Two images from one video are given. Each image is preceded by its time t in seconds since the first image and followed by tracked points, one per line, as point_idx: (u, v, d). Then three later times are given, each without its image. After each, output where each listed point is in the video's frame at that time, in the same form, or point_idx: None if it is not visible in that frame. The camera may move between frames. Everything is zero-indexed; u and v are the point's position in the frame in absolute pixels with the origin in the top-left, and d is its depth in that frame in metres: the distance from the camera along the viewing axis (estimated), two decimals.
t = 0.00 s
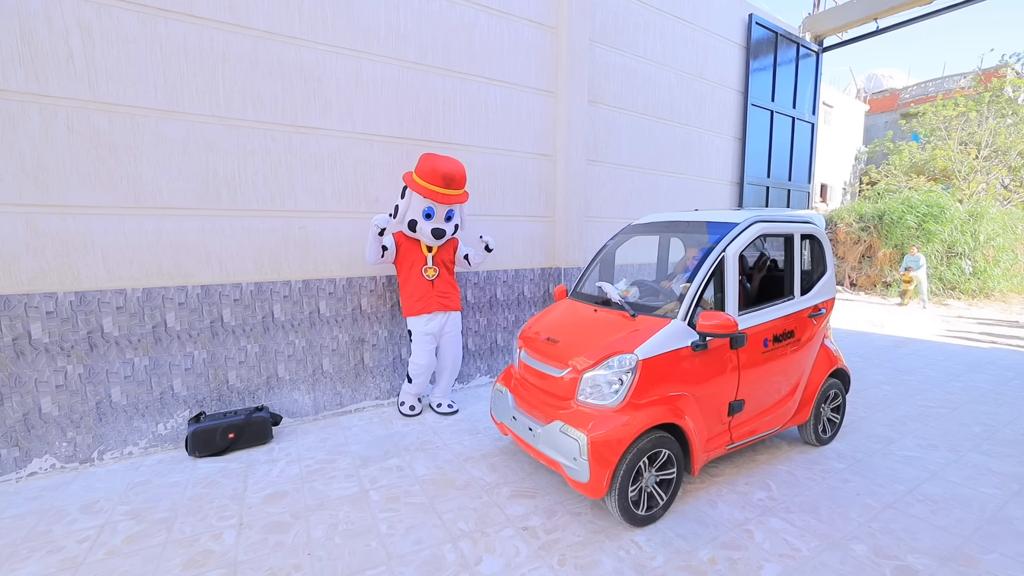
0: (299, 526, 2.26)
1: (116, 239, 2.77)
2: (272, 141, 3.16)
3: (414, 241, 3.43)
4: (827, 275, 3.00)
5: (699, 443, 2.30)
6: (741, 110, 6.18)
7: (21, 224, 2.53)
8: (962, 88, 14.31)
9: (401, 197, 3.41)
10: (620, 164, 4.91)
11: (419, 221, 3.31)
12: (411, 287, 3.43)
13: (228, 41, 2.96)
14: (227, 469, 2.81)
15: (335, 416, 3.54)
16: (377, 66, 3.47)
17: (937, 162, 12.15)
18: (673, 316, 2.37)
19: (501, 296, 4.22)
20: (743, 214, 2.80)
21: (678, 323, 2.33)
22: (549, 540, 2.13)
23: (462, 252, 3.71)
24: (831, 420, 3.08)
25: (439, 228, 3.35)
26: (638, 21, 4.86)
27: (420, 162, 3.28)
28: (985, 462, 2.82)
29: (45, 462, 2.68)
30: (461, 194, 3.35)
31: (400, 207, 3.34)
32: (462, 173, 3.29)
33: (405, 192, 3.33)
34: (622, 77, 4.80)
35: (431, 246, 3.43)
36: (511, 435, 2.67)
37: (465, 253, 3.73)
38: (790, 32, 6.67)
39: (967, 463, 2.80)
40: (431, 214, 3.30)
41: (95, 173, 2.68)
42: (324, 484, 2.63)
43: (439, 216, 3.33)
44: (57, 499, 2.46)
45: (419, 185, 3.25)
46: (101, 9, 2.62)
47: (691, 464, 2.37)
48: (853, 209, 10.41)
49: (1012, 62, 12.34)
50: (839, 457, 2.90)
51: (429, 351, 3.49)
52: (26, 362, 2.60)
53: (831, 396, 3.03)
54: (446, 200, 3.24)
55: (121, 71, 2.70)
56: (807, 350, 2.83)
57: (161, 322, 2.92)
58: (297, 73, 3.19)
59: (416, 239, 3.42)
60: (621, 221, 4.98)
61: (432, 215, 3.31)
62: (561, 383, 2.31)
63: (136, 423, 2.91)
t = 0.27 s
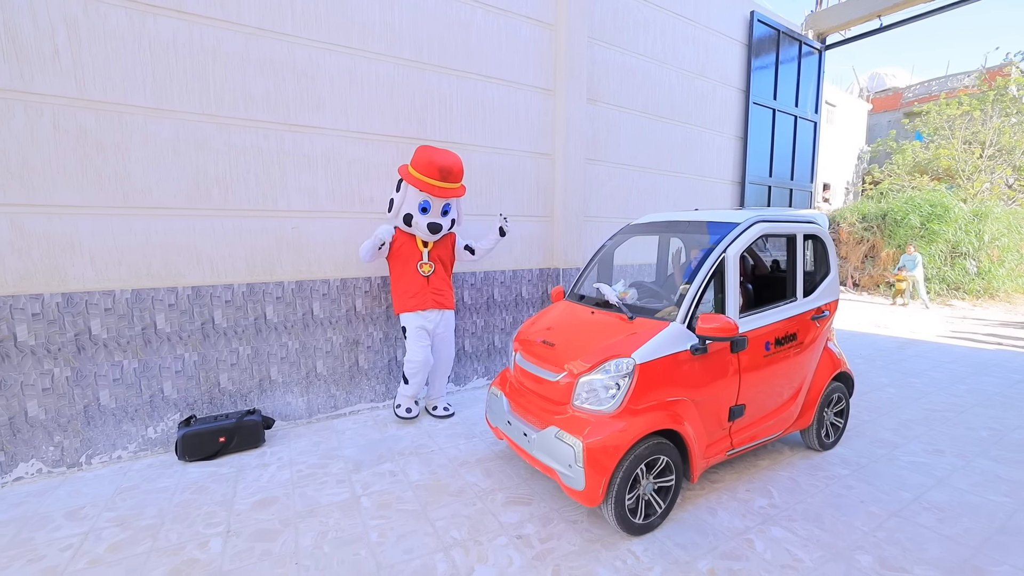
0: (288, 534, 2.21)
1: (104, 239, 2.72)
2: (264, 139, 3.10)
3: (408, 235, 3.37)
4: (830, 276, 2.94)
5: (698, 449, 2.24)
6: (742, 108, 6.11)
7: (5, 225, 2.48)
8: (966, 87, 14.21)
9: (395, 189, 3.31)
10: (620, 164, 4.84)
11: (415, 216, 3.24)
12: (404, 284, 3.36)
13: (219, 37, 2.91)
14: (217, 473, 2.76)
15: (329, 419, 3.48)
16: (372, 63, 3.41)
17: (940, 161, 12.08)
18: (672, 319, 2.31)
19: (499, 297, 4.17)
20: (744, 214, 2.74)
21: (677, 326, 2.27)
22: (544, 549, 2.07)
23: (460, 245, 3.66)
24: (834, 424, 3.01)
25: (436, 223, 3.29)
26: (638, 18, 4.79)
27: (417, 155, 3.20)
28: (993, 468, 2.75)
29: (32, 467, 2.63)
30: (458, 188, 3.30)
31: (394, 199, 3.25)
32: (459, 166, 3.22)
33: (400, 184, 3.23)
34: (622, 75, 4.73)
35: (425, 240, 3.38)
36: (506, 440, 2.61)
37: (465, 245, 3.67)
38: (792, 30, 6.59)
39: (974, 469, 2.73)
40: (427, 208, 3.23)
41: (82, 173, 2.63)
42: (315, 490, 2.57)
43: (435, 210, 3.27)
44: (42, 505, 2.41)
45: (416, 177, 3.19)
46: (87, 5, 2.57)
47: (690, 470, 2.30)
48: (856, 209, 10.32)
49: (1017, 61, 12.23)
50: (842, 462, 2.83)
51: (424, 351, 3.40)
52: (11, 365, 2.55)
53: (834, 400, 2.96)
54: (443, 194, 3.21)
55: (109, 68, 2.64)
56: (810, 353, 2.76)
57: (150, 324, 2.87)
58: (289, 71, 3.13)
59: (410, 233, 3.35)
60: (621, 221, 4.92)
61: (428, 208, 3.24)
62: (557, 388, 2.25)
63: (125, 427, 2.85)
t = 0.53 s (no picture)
0: (282, 539, 2.17)
1: (101, 239, 2.70)
2: (263, 139, 3.08)
3: (404, 239, 3.33)
4: (839, 277, 2.86)
5: (702, 455, 2.18)
6: (749, 107, 6.02)
7: (2, 225, 2.47)
8: (978, 84, 13.99)
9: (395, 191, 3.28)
10: (624, 163, 4.78)
11: (413, 220, 3.21)
12: (393, 289, 3.29)
13: (217, 36, 2.88)
14: (214, 476, 2.73)
15: (329, 420, 3.45)
16: (372, 61, 3.38)
17: (951, 160, 11.90)
18: (676, 321, 2.25)
19: (501, 298, 4.12)
20: (750, 214, 2.67)
21: (680, 328, 2.21)
22: (543, 557, 2.02)
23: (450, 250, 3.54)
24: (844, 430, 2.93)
25: (433, 229, 3.24)
26: (642, 16, 4.73)
27: (420, 158, 3.16)
28: (1009, 476, 2.66)
29: (29, 468, 2.62)
30: (458, 195, 3.25)
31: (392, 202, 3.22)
32: (461, 173, 3.18)
33: (401, 187, 3.20)
34: (626, 73, 4.67)
35: (420, 246, 3.32)
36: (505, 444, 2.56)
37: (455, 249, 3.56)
38: (800, 27, 6.49)
39: (990, 477, 2.65)
40: (425, 213, 3.20)
41: (79, 173, 2.61)
42: (311, 493, 2.54)
43: (433, 216, 3.23)
44: (37, 508, 2.39)
45: (415, 181, 3.14)
46: (84, 4, 2.55)
47: (693, 476, 2.24)
48: (866, 208, 10.17)
49: None
50: (852, 469, 2.75)
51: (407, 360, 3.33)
52: (8, 365, 2.53)
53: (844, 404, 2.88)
54: (443, 200, 3.15)
55: (106, 67, 2.63)
56: (818, 356, 2.69)
57: (148, 324, 2.85)
58: (289, 70, 3.10)
59: (405, 237, 3.32)
60: (625, 221, 4.86)
61: (426, 214, 3.21)
62: (557, 392, 2.20)
63: (123, 428, 2.83)
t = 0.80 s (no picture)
0: (283, 540, 2.15)
1: (106, 239, 2.71)
2: (267, 138, 3.07)
3: (406, 237, 3.29)
4: (853, 277, 2.79)
5: (709, 460, 2.12)
6: (760, 104, 5.92)
7: (10, 224, 2.49)
8: (998, 80, 13.67)
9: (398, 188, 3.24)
10: (632, 161, 4.72)
11: (416, 219, 3.17)
12: (396, 287, 3.26)
13: (221, 35, 2.88)
14: (217, 475, 2.73)
15: (333, 420, 3.44)
16: (376, 60, 3.36)
17: (969, 158, 11.64)
18: (682, 322, 2.20)
19: (506, 298, 4.08)
20: (760, 212, 2.60)
21: (686, 330, 2.15)
22: (545, 563, 1.98)
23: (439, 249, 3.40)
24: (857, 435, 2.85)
25: (436, 229, 3.21)
26: (651, 12, 4.67)
27: (425, 157, 3.11)
28: None
29: (35, 466, 2.64)
30: (463, 195, 3.20)
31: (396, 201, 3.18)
32: (466, 174, 3.13)
33: (404, 186, 3.15)
34: (634, 70, 4.61)
35: (424, 245, 3.29)
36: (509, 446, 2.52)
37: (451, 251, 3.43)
38: (813, 23, 6.37)
39: (1011, 485, 2.56)
40: (429, 213, 3.16)
41: (84, 172, 2.62)
42: (313, 494, 2.52)
43: (437, 216, 3.19)
44: (42, 505, 2.40)
45: (421, 180, 3.09)
46: (90, 4, 2.56)
47: (700, 482, 2.19)
48: (881, 208, 9.97)
49: None
50: (866, 475, 2.68)
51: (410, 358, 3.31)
52: (15, 364, 2.55)
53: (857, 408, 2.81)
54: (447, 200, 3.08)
55: (111, 67, 2.63)
56: (830, 359, 2.61)
57: (153, 323, 2.85)
58: (294, 69, 3.10)
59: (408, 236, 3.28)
60: (633, 220, 4.80)
61: (431, 214, 3.17)
62: (560, 394, 2.16)
63: (128, 426, 2.84)
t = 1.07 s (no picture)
0: (285, 539, 2.15)
1: (114, 239, 2.74)
2: (273, 138, 3.09)
3: (415, 239, 3.29)
4: (864, 278, 2.73)
5: (715, 463, 2.09)
6: (770, 102, 5.84)
7: (21, 224, 2.52)
8: (1017, 77, 13.38)
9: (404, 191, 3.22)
10: (639, 161, 4.68)
11: (428, 220, 3.19)
12: (415, 289, 3.26)
13: (228, 36, 2.90)
14: (223, 474, 2.74)
15: (338, 420, 3.45)
16: (382, 60, 3.37)
17: (987, 157, 11.40)
18: (688, 323, 2.16)
19: (512, 298, 4.06)
20: (769, 211, 2.55)
21: (692, 331, 2.12)
22: (547, 566, 1.96)
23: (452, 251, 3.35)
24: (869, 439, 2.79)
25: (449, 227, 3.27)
26: (659, 10, 4.63)
27: (430, 157, 3.11)
28: None
29: (45, 463, 2.67)
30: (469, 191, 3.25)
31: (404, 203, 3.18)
32: (472, 170, 3.18)
33: (412, 188, 3.15)
34: (641, 69, 4.57)
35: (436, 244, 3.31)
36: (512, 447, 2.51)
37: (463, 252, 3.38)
38: (825, 20, 6.28)
39: None
40: (440, 212, 3.19)
41: (93, 173, 2.65)
42: (317, 494, 2.52)
43: (448, 213, 3.24)
44: (51, 502, 2.43)
45: (428, 180, 3.08)
46: (99, 7, 2.59)
47: (706, 485, 2.15)
48: (894, 208, 9.80)
49: None
50: (877, 480, 2.62)
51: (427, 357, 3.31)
52: (26, 362, 2.59)
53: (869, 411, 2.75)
54: (458, 197, 3.13)
55: (120, 68, 2.66)
56: (840, 361, 2.56)
57: (160, 323, 2.88)
58: (300, 70, 3.11)
59: (419, 238, 3.29)
60: (640, 220, 4.75)
61: (442, 212, 3.21)
62: (564, 395, 2.13)
63: (136, 424, 2.87)
